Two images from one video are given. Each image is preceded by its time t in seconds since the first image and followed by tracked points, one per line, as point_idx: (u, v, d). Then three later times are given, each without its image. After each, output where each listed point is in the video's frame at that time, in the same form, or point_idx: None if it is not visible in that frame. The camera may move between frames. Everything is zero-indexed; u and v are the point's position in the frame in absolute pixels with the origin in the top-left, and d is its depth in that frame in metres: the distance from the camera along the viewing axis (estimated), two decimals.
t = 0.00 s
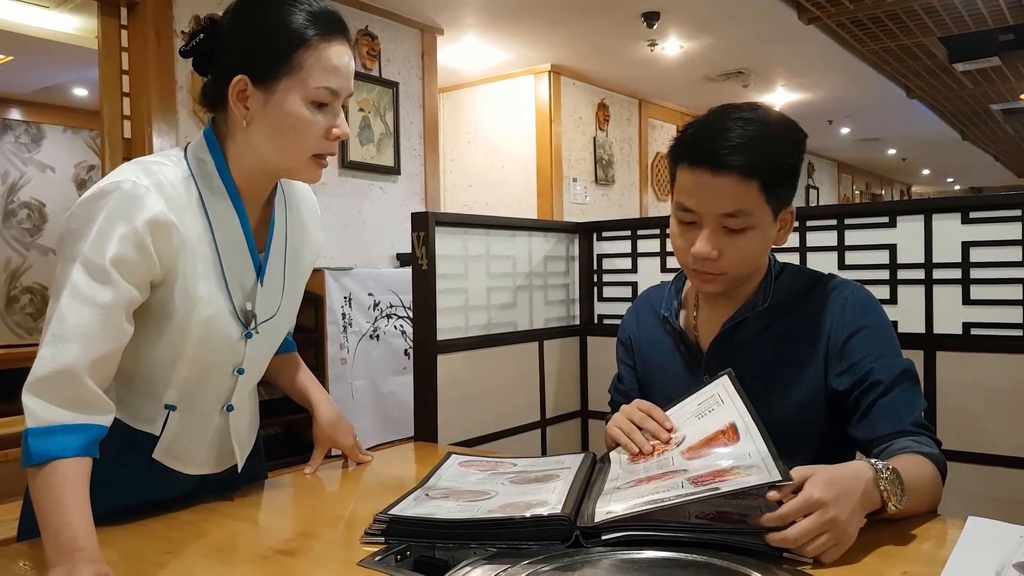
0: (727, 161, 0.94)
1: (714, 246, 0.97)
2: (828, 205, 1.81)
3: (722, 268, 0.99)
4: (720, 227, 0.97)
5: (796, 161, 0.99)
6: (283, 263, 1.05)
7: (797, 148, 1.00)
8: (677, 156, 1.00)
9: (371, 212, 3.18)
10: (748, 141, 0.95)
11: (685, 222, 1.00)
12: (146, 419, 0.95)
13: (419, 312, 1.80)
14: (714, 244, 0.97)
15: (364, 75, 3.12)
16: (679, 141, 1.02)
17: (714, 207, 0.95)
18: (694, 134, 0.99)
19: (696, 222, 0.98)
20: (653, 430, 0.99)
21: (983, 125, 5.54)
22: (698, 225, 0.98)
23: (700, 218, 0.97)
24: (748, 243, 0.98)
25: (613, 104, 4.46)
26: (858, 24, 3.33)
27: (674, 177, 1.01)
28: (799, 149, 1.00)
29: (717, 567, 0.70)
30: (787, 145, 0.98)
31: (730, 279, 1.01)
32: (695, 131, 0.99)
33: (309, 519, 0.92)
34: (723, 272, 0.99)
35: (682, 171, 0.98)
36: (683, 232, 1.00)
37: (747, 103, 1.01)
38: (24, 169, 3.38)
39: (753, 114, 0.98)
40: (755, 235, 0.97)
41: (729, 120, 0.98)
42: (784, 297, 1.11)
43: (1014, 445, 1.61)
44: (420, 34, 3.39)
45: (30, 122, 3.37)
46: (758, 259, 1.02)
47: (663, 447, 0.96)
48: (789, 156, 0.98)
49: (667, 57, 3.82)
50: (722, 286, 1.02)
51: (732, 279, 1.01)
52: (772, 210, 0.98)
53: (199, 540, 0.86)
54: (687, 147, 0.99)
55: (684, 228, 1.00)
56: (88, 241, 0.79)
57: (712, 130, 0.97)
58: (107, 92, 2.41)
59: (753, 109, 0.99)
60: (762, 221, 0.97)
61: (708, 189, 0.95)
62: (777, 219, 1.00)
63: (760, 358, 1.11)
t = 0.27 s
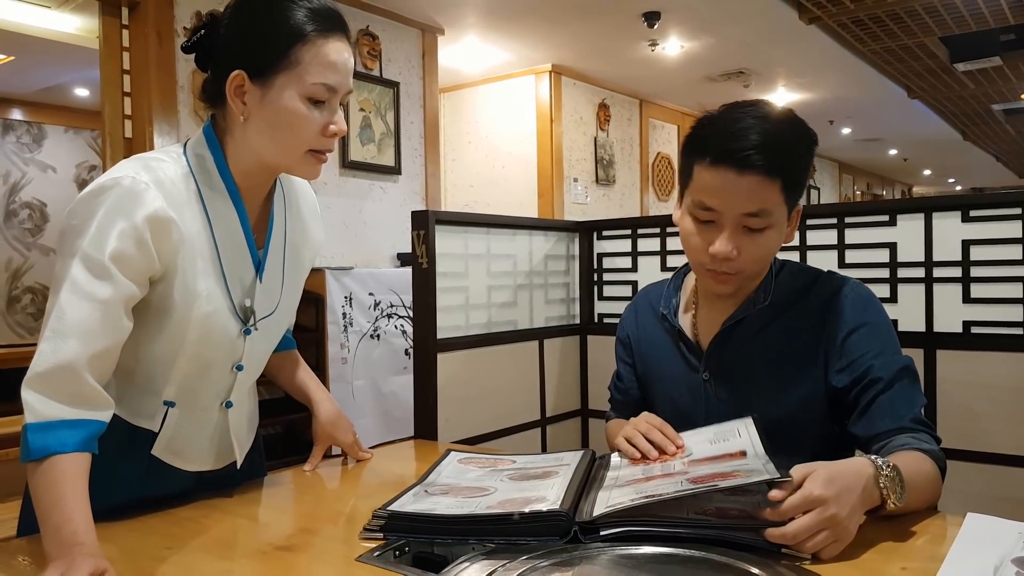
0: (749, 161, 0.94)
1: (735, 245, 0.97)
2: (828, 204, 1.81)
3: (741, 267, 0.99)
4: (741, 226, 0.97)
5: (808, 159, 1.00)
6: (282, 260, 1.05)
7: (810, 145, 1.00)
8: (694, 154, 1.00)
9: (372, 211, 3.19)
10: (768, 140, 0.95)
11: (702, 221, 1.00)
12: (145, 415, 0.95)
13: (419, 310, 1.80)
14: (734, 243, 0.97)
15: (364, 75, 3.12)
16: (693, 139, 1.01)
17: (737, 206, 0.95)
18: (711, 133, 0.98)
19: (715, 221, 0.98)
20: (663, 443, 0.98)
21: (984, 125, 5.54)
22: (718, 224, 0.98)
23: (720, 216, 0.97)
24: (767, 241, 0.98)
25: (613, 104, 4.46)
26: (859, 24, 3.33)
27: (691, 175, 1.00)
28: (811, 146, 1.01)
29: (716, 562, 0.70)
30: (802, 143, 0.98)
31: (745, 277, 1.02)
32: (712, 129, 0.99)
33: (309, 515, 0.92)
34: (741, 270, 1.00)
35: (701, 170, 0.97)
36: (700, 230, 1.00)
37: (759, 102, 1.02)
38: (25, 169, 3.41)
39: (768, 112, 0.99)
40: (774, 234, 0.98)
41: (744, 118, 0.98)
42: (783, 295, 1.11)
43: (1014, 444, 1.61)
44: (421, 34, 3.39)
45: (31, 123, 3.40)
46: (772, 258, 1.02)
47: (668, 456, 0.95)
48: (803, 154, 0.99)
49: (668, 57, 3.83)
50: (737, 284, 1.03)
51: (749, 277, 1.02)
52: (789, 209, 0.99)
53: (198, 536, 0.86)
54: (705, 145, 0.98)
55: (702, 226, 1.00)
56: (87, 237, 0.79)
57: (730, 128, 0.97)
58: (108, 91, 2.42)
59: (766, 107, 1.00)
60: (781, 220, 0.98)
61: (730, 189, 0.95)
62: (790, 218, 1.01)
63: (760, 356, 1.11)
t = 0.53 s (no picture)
0: (744, 167, 0.93)
1: (728, 251, 0.97)
2: (830, 205, 1.80)
3: (737, 272, 0.98)
4: (736, 232, 0.97)
5: (809, 164, 0.99)
6: (280, 262, 1.05)
7: (812, 151, 0.99)
8: (692, 158, 1.00)
9: (373, 212, 3.18)
10: (765, 146, 0.94)
11: (698, 225, 0.99)
12: (142, 417, 0.94)
13: (419, 311, 1.80)
14: (728, 248, 0.97)
15: (365, 75, 3.12)
16: (693, 142, 1.01)
17: (732, 212, 0.95)
18: (710, 138, 0.98)
19: (711, 226, 0.98)
20: (657, 449, 0.98)
21: (986, 125, 5.53)
22: (713, 230, 0.98)
23: (716, 222, 0.97)
24: (763, 247, 0.97)
25: (615, 105, 4.46)
26: (861, 25, 3.33)
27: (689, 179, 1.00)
28: (813, 152, 1.00)
29: (715, 567, 0.69)
30: (802, 149, 0.97)
31: (741, 283, 1.01)
32: (710, 133, 0.98)
33: (306, 518, 0.91)
34: (738, 276, 0.99)
35: (698, 175, 0.97)
36: (697, 234, 1.00)
37: (761, 104, 1.01)
38: (27, 170, 3.42)
39: (768, 116, 0.97)
40: (770, 239, 0.97)
41: (744, 122, 0.97)
42: (785, 297, 1.10)
43: (1017, 445, 1.60)
44: (421, 35, 3.39)
45: (32, 124, 3.42)
46: (771, 263, 1.01)
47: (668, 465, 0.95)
48: (803, 159, 0.98)
49: (669, 58, 3.82)
50: (734, 288, 1.02)
51: (745, 282, 1.01)
52: (787, 214, 0.98)
53: (196, 538, 0.86)
54: (702, 150, 0.98)
55: (698, 231, 1.00)
56: (83, 238, 0.78)
57: (728, 132, 0.97)
58: (108, 93, 2.42)
59: (768, 110, 0.98)
60: (778, 225, 0.97)
61: (726, 194, 0.94)
62: (789, 222, 1.00)
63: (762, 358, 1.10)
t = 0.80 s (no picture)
0: (726, 162, 0.94)
1: (708, 247, 0.97)
2: (834, 206, 1.80)
3: (717, 270, 0.98)
4: (717, 229, 0.96)
5: (802, 167, 0.98)
6: (284, 262, 1.05)
7: (806, 154, 0.98)
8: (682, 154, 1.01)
9: (376, 213, 3.18)
10: (751, 143, 0.95)
11: (683, 221, 1.00)
12: (146, 419, 0.94)
13: (422, 312, 1.80)
14: (709, 245, 0.97)
15: (368, 76, 3.13)
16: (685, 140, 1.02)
17: (713, 207, 0.95)
18: (699, 134, 0.99)
19: (694, 221, 0.98)
20: (622, 432, 1.06)
21: (990, 126, 5.53)
22: (695, 225, 0.98)
23: (698, 217, 0.97)
24: (745, 246, 0.97)
25: (617, 105, 4.46)
26: (864, 25, 3.33)
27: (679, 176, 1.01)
28: (808, 156, 0.99)
29: (723, 568, 0.69)
30: (793, 151, 0.97)
31: (725, 282, 1.00)
32: (701, 130, 0.99)
33: (311, 519, 0.91)
34: (720, 274, 0.99)
35: (685, 170, 0.98)
36: (682, 230, 1.00)
37: (758, 105, 1.00)
38: (30, 171, 3.45)
39: (762, 115, 0.97)
40: (753, 238, 0.97)
41: (735, 120, 0.98)
42: (792, 298, 1.10)
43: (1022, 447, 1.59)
44: (424, 36, 3.39)
45: (36, 124, 3.43)
46: (758, 264, 1.00)
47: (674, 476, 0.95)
48: (795, 160, 0.97)
49: (672, 59, 3.82)
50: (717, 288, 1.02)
51: (729, 283, 1.00)
52: (773, 215, 0.97)
53: (201, 539, 0.86)
54: (691, 146, 0.99)
55: (684, 226, 1.00)
56: (88, 239, 0.78)
57: (717, 129, 0.97)
58: (112, 95, 2.42)
59: (763, 110, 0.98)
60: (761, 224, 0.96)
61: (708, 189, 0.95)
62: (778, 224, 0.99)
63: (768, 359, 1.10)
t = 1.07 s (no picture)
0: (717, 164, 0.94)
1: (703, 250, 0.98)
2: (838, 207, 1.80)
3: (712, 271, 0.99)
4: (712, 231, 0.97)
5: (800, 169, 0.98)
6: (290, 263, 1.05)
7: (805, 157, 0.98)
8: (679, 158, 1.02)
9: (379, 215, 3.19)
10: (745, 146, 0.95)
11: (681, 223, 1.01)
12: (154, 419, 0.95)
13: (427, 314, 1.80)
14: (704, 247, 0.98)
15: (372, 78, 3.13)
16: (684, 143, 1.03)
17: (706, 209, 0.96)
18: (695, 137, 1.00)
19: (690, 223, 0.99)
20: (541, 424, 1.13)
21: (993, 127, 5.52)
22: (690, 227, 0.99)
23: (693, 219, 0.98)
24: (739, 248, 0.97)
25: (620, 107, 4.47)
26: (867, 27, 3.33)
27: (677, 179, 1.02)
28: (807, 157, 0.98)
29: (727, 569, 0.69)
30: (790, 152, 0.96)
31: (723, 285, 1.01)
32: (699, 133, 1.00)
33: (317, 519, 0.92)
34: (715, 276, 0.99)
35: (681, 173, 0.99)
36: (680, 232, 1.01)
37: (757, 107, 1.00)
38: (35, 173, 3.70)
39: (759, 118, 0.97)
40: (748, 241, 0.97)
41: (733, 124, 0.98)
42: (799, 299, 1.10)
43: None
44: (428, 37, 3.40)
45: (41, 127, 3.73)
46: (756, 267, 1.01)
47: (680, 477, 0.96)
48: (792, 162, 0.97)
49: (675, 60, 3.83)
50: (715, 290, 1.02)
51: (725, 285, 1.00)
52: (769, 217, 0.97)
53: (208, 540, 0.86)
54: (687, 150, 1.00)
55: (682, 228, 1.01)
56: (96, 241, 0.79)
57: (713, 133, 0.98)
58: (117, 97, 2.43)
59: (761, 113, 0.98)
60: (756, 227, 0.97)
61: (700, 192, 0.96)
62: (776, 227, 0.99)
63: (775, 360, 1.10)
